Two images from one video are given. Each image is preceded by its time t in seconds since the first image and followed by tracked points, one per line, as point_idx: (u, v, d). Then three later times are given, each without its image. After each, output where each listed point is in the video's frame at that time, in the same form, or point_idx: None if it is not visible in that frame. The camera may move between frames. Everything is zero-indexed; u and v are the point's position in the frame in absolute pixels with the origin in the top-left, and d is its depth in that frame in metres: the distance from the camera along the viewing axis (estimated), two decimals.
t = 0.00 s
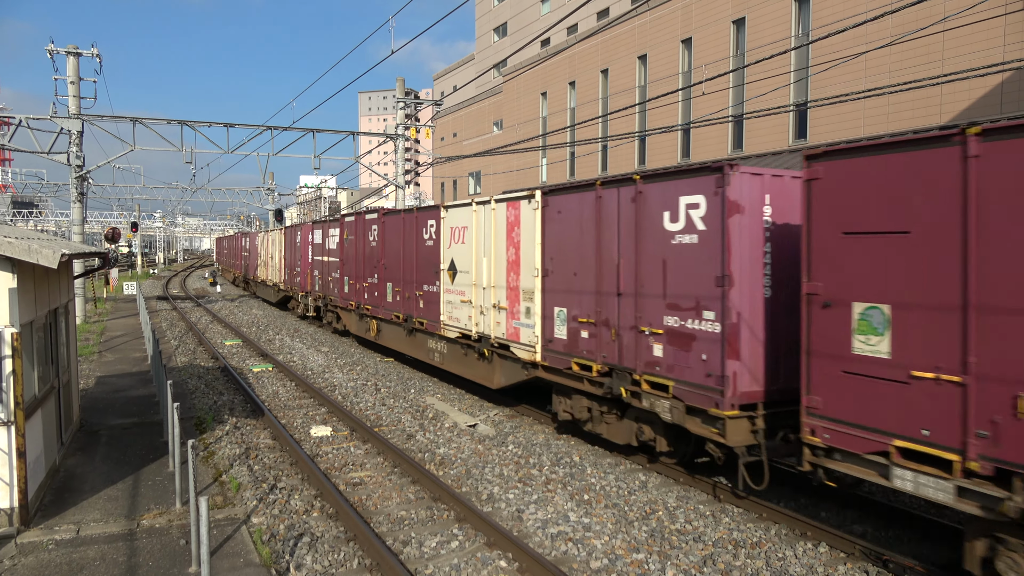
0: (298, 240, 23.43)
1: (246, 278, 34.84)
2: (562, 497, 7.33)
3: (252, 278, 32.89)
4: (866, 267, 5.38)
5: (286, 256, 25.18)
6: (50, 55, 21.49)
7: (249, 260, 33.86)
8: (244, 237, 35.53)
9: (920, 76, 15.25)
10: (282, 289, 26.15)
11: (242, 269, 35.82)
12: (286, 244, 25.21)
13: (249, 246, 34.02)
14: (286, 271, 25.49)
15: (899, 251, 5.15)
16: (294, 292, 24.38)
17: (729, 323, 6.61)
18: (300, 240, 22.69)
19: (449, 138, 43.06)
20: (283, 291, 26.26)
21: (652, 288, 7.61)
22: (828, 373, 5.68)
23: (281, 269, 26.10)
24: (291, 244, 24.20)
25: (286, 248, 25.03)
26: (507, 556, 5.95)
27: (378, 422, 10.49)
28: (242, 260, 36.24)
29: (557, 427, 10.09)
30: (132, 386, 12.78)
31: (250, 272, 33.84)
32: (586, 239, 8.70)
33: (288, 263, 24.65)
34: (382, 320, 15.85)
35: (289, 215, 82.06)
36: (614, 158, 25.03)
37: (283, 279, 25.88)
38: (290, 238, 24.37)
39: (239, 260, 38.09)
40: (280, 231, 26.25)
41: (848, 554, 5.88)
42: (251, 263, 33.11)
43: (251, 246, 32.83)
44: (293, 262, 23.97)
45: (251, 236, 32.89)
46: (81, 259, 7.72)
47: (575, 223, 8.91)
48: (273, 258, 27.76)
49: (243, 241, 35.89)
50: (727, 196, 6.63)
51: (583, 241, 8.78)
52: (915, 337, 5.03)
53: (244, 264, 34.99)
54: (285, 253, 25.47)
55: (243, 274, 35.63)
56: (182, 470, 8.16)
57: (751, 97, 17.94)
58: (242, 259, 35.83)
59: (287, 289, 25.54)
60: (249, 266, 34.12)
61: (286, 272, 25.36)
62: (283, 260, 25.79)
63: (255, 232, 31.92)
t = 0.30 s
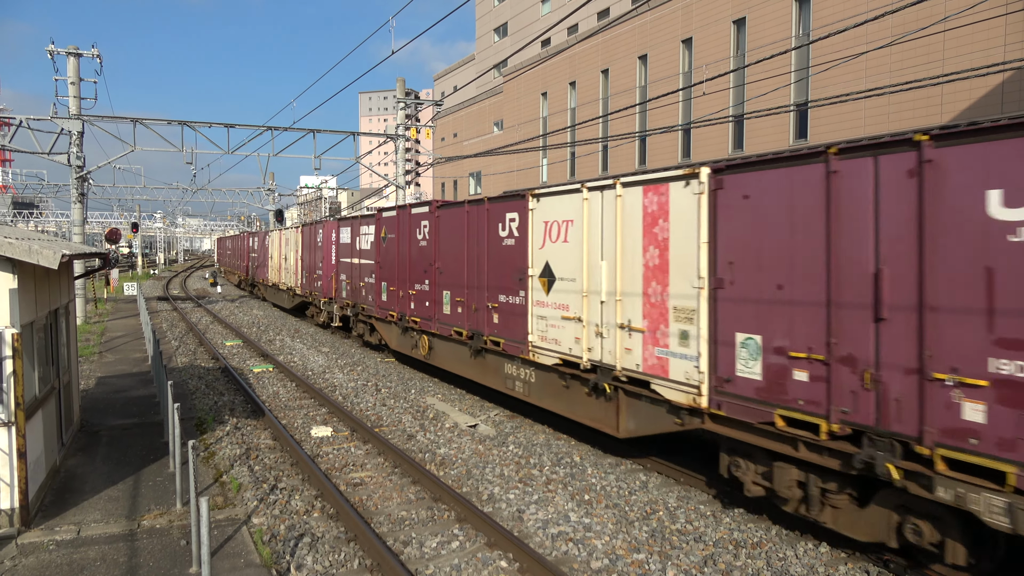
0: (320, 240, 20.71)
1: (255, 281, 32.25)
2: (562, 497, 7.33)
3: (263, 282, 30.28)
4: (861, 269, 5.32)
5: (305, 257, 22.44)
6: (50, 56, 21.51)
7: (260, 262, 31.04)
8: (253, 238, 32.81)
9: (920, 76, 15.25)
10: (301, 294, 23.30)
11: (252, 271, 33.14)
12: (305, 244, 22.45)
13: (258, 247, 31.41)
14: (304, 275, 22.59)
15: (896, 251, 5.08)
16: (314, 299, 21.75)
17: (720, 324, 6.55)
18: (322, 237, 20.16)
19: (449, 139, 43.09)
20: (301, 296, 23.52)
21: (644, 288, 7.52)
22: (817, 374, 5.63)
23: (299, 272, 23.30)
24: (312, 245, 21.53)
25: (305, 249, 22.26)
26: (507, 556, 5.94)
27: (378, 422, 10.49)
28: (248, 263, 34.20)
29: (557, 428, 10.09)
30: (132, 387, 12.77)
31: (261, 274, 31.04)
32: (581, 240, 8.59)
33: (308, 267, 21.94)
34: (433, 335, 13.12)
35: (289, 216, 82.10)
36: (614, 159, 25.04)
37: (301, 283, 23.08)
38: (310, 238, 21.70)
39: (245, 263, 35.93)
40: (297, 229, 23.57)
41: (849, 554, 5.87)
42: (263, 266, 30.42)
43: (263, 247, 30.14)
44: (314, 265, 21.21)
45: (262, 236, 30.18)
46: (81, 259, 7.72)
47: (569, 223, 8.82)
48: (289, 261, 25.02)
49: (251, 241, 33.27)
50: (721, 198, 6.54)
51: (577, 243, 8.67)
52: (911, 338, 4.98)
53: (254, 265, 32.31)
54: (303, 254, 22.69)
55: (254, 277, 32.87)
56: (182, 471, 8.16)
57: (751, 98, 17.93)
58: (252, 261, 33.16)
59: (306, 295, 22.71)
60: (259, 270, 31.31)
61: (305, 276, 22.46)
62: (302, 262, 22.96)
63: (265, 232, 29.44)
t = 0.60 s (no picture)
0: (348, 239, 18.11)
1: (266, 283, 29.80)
2: (562, 497, 7.33)
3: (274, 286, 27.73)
4: (858, 270, 5.30)
5: (329, 258, 19.90)
6: (49, 57, 21.50)
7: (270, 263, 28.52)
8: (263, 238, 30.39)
9: (918, 76, 15.27)
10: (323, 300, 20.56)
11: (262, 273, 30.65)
12: (329, 243, 19.95)
13: (268, 248, 28.94)
14: (328, 278, 19.90)
15: (895, 253, 5.07)
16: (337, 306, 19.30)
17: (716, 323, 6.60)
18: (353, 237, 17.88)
19: (448, 139, 43.12)
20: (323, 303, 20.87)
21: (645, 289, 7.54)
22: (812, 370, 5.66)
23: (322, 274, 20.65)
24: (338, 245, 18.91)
25: (331, 249, 19.71)
26: (507, 556, 5.94)
27: (378, 423, 10.50)
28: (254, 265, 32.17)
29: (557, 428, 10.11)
30: (132, 387, 12.76)
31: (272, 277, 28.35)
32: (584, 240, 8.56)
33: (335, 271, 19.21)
34: (512, 358, 10.42)
35: (288, 216, 82.09)
36: (613, 159, 25.08)
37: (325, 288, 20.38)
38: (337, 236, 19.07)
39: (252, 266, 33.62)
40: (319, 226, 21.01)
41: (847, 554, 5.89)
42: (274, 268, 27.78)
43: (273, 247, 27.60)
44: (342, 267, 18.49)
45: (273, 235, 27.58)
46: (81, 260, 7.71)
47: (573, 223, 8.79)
48: (307, 262, 22.32)
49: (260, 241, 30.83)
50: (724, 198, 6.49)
51: (630, 243, 7.74)
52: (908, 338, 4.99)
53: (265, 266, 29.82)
54: (327, 254, 20.16)
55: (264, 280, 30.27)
56: (182, 471, 8.16)
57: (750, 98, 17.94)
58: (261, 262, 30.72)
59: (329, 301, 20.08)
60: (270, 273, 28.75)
61: (329, 279, 19.84)
62: (326, 263, 20.33)
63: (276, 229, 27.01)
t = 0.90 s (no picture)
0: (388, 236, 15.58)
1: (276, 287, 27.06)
2: (561, 497, 7.33)
3: (287, 290, 25.02)
4: (864, 267, 5.21)
5: (363, 260, 17.15)
6: (47, 58, 21.47)
7: (282, 264, 25.77)
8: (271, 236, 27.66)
9: (917, 76, 15.28)
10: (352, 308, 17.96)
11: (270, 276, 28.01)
12: (363, 240, 17.26)
13: (280, 246, 26.28)
14: (360, 282, 17.28)
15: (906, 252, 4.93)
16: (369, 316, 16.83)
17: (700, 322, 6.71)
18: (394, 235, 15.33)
19: (447, 140, 43.17)
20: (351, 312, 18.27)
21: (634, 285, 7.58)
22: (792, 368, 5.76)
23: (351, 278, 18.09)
24: (376, 243, 16.27)
25: (365, 249, 17.01)
26: (506, 557, 5.94)
27: (377, 423, 10.49)
28: (262, 266, 29.77)
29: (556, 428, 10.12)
30: (131, 388, 12.76)
31: (284, 279, 25.59)
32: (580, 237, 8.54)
33: (371, 275, 16.48)
34: (650, 398, 7.55)
35: (287, 217, 82.10)
36: (611, 159, 25.11)
37: (354, 294, 17.86)
38: (374, 234, 16.38)
39: (259, 268, 31.01)
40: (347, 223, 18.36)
41: (846, 555, 5.88)
42: (287, 270, 24.95)
43: (286, 247, 24.80)
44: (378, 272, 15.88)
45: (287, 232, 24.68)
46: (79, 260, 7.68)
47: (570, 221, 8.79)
48: (331, 264, 19.67)
49: (268, 240, 28.10)
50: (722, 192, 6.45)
51: (902, 240, 4.95)
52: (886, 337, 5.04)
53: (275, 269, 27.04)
54: (360, 253, 17.47)
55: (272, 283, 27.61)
56: (181, 472, 8.16)
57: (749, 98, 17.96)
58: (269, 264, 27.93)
59: (359, 308, 17.56)
60: (281, 275, 26.00)
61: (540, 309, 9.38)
62: (357, 265, 17.67)
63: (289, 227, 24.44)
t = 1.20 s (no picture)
0: (444, 234, 12.98)
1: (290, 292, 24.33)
2: (559, 497, 7.33)
3: (304, 296, 22.37)
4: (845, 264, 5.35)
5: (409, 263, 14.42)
6: (45, 57, 21.43)
7: (298, 267, 23.03)
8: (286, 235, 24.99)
9: (916, 77, 15.29)
10: (392, 319, 15.28)
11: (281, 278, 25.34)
12: (409, 239, 14.52)
13: (294, 245, 23.53)
14: (405, 289, 14.57)
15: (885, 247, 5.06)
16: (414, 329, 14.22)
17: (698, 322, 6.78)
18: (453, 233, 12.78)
19: (445, 140, 43.13)
20: (389, 323, 15.60)
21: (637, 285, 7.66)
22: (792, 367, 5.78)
23: (391, 283, 15.37)
24: (427, 242, 13.57)
25: (412, 250, 14.30)
26: (504, 557, 5.94)
27: (375, 423, 10.49)
28: (271, 269, 27.32)
29: (555, 427, 10.13)
30: (129, 388, 12.74)
31: (300, 283, 22.77)
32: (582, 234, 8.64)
33: (421, 282, 13.78)
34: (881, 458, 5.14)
35: (285, 216, 82.02)
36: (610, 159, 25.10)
37: (394, 303, 15.20)
38: (426, 232, 13.68)
39: (267, 271, 28.49)
40: (386, 219, 15.73)
41: (844, 555, 5.89)
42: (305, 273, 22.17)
43: (303, 247, 22.11)
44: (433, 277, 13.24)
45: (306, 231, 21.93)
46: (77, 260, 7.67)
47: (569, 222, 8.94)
48: (363, 267, 17.01)
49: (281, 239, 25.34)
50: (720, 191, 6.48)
51: None
52: (881, 336, 5.09)
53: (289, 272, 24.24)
54: (404, 255, 14.77)
55: (285, 288, 24.85)
56: (178, 472, 8.14)
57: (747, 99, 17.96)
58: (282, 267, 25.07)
59: (400, 319, 14.96)
60: (296, 279, 23.26)
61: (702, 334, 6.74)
62: (399, 268, 14.96)
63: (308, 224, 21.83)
